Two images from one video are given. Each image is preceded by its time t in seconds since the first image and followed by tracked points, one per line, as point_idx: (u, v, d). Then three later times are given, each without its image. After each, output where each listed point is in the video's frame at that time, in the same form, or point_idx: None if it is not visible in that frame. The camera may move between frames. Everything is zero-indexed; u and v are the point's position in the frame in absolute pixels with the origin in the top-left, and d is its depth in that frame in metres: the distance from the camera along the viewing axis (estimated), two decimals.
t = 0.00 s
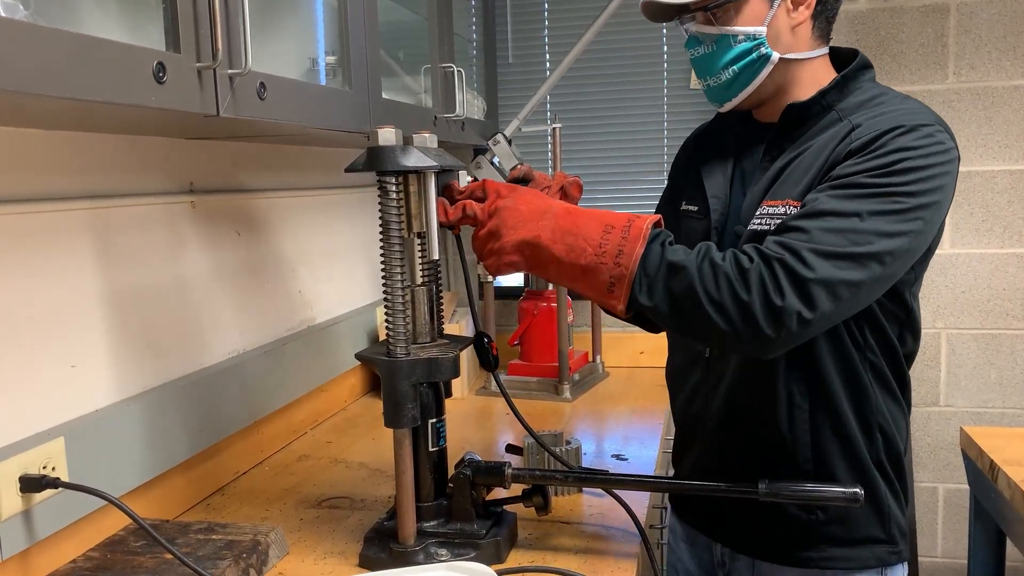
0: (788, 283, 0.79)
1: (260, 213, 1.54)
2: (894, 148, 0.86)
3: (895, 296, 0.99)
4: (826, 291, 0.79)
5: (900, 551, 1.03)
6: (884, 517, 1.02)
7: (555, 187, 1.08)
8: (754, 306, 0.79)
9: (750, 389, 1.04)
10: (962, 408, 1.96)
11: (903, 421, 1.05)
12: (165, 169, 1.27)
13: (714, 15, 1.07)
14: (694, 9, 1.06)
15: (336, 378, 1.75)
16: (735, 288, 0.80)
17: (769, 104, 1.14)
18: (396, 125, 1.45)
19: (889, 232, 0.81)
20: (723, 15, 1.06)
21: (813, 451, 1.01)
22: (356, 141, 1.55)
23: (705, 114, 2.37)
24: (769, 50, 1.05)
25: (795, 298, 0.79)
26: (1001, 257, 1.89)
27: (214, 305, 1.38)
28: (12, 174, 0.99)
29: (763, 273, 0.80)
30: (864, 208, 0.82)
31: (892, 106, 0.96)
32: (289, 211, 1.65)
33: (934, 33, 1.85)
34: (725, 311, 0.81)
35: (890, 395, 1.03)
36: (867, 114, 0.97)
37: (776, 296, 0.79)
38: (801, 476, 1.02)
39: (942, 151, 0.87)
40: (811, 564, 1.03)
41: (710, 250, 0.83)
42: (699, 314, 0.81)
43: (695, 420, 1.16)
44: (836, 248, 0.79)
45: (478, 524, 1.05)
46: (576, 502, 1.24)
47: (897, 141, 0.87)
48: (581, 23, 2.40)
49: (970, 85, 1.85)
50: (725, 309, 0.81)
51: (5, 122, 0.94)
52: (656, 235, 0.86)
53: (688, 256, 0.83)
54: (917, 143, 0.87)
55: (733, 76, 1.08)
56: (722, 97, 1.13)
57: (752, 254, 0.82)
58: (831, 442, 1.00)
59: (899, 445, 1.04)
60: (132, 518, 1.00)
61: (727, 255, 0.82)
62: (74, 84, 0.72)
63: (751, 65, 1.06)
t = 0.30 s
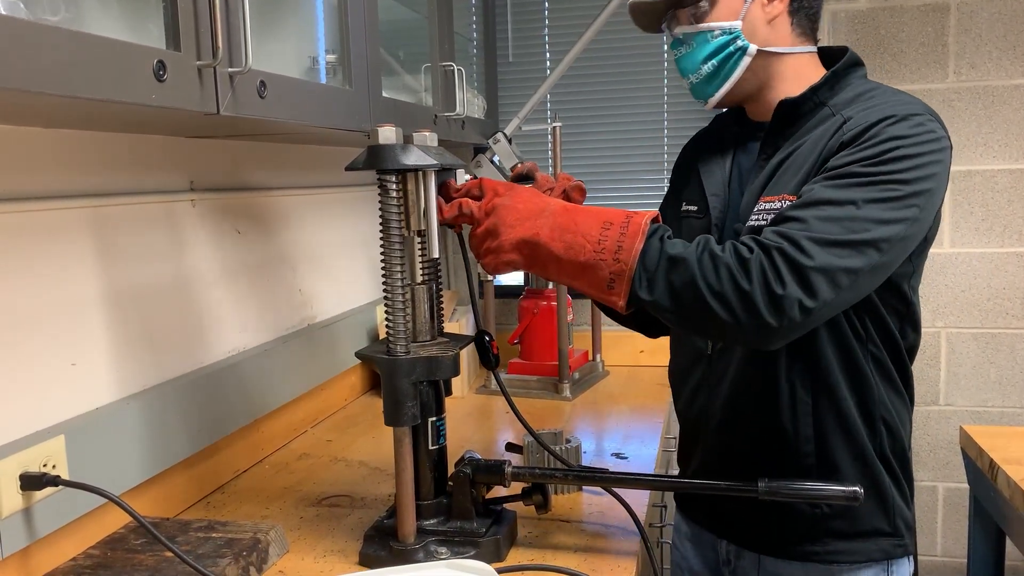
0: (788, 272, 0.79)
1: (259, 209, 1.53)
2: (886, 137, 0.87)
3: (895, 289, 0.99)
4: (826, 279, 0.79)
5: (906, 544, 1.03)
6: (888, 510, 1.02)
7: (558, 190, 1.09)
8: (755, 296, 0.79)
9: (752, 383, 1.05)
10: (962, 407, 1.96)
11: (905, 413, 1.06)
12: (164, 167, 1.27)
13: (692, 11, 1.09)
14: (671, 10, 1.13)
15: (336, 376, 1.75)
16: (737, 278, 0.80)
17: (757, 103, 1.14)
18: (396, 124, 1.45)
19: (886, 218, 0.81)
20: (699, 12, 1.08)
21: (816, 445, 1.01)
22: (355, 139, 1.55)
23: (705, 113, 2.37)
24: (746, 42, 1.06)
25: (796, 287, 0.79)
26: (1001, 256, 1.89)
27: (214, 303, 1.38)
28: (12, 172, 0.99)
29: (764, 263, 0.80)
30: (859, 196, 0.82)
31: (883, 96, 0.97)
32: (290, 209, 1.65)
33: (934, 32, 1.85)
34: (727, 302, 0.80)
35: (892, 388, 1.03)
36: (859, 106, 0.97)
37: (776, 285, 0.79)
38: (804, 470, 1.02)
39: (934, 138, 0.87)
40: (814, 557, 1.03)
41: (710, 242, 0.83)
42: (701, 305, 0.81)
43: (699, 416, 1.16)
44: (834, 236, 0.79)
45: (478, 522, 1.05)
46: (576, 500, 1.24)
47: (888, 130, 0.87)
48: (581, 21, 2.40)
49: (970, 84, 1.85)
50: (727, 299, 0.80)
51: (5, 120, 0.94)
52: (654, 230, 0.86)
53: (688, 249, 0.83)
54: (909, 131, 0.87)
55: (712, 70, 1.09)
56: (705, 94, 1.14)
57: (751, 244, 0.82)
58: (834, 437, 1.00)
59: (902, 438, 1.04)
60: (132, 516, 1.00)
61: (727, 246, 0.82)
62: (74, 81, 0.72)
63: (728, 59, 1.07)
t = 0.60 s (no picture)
0: (787, 263, 0.79)
1: (259, 208, 1.53)
2: (853, 125, 0.88)
3: (881, 275, 1.00)
4: (822, 265, 0.79)
5: (904, 532, 1.05)
6: (886, 499, 1.03)
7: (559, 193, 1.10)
8: (758, 288, 0.79)
9: (743, 379, 1.05)
10: (961, 407, 1.96)
11: (897, 400, 1.07)
12: (164, 166, 1.27)
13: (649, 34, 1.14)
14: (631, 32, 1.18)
15: (336, 375, 1.75)
16: (738, 271, 0.80)
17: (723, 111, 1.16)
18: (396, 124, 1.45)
19: (870, 200, 0.83)
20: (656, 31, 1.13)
21: (810, 437, 1.01)
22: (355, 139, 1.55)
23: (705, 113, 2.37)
24: (703, 52, 1.11)
25: (794, 276, 0.79)
26: (1000, 257, 1.90)
27: (214, 303, 1.38)
28: (13, 172, 0.99)
29: (763, 254, 0.80)
30: (839, 182, 0.83)
31: (844, 87, 0.99)
32: (289, 209, 1.65)
33: (934, 33, 1.85)
34: (731, 295, 0.80)
35: (883, 375, 1.04)
36: (822, 99, 0.98)
37: (777, 277, 0.79)
38: (801, 463, 1.02)
39: (897, 121, 0.89)
40: (813, 550, 1.03)
41: (710, 238, 0.83)
42: (705, 300, 0.81)
43: (695, 417, 1.15)
44: (825, 222, 0.80)
45: (478, 522, 1.05)
46: (575, 500, 1.24)
47: (855, 119, 0.89)
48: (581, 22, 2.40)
49: (969, 85, 1.86)
50: (730, 293, 0.80)
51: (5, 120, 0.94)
52: (656, 229, 0.86)
53: (687, 245, 0.83)
54: (872, 117, 0.89)
55: (676, 83, 1.13)
56: (672, 107, 1.18)
57: (749, 237, 0.82)
58: (828, 429, 1.01)
59: (896, 425, 1.05)
60: (132, 516, 1.00)
61: (726, 240, 0.82)
62: (75, 81, 0.72)
63: (690, 70, 1.12)
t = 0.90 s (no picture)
0: (784, 273, 0.79)
1: (258, 209, 1.54)
2: (838, 130, 0.89)
3: (869, 274, 1.01)
4: (817, 274, 0.80)
5: (892, 529, 1.05)
6: (874, 496, 1.04)
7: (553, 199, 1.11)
8: (756, 298, 0.79)
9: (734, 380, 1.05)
10: (959, 408, 1.96)
11: (886, 398, 1.07)
12: (163, 166, 1.27)
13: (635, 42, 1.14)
14: (617, 40, 1.19)
15: (335, 375, 1.75)
16: (737, 282, 0.80)
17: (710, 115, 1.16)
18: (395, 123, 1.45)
19: (859, 205, 0.83)
20: (642, 38, 1.14)
21: (799, 436, 1.02)
22: (353, 139, 1.55)
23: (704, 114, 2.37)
24: (689, 56, 1.11)
25: (790, 285, 0.80)
26: (998, 258, 1.90)
27: (213, 303, 1.38)
28: (12, 171, 0.99)
29: (761, 265, 0.80)
30: (828, 188, 0.83)
31: (827, 90, 0.99)
32: (288, 209, 1.65)
33: (934, 34, 1.85)
34: (729, 304, 0.80)
35: (871, 373, 1.04)
36: (805, 103, 0.99)
37: (775, 287, 0.79)
38: (791, 463, 1.02)
39: (879, 123, 0.90)
40: (804, 548, 1.04)
41: (707, 248, 0.83)
42: (704, 310, 0.81)
43: (687, 417, 1.13)
44: (817, 230, 0.81)
45: (477, 521, 1.05)
46: (573, 499, 1.25)
47: (839, 124, 0.90)
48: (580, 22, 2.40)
49: (969, 86, 1.86)
50: (729, 303, 0.80)
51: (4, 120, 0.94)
52: (657, 237, 0.86)
53: (684, 253, 0.83)
54: (855, 121, 0.89)
55: (663, 88, 1.13)
56: (661, 112, 1.18)
57: (745, 247, 0.82)
58: (817, 429, 1.01)
59: (884, 423, 1.06)
60: (130, 515, 1.00)
61: (724, 251, 0.82)
62: (75, 80, 0.72)
63: (676, 74, 1.12)
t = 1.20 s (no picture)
0: (786, 280, 0.80)
1: (260, 208, 1.54)
2: (836, 133, 0.89)
3: (865, 273, 1.01)
4: (818, 280, 0.80)
5: (888, 527, 1.05)
6: (871, 495, 1.04)
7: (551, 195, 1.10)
8: (759, 305, 0.79)
9: (732, 379, 1.05)
10: (960, 408, 1.96)
11: (882, 398, 1.07)
12: (164, 165, 1.27)
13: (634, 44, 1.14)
14: (615, 41, 1.18)
15: (336, 374, 1.74)
16: (740, 289, 0.80)
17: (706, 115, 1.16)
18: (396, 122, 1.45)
19: (858, 209, 0.83)
20: (640, 40, 1.13)
21: (796, 435, 1.02)
22: (353, 138, 1.55)
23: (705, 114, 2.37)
24: (688, 58, 1.11)
25: (792, 292, 0.80)
26: (999, 258, 1.90)
27: (214, 301, 1.38)
28: (13, 169, 0.99)
29: (764, 272, 0.80)
30: (827, 193, 0.83)
31: (822, 92, 0.99)
32: (290, 209, 1.65)
33: (935, 34, 1.85)
34: (732, 310, 0.80)
35: (867, 372, 1.04)
36: (802, 104, 0.99)
37: (777, 294, 0.79)
38: (788, 462, 1.02)
39: (875, 126, 0.90)
40: (801, 546, 1.04)
41: (710, 253, 0.83)
42: (707, 316, 0.81)
43: (686, 414, 1.13)
44: (818, 236, 0.81)
45: (478, 521, 1.05)
46: (575, 499, 1.24)
47: (836, 126, 0.90)
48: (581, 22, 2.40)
49: (970, 86, 1.86)
50: (732, 309, 0.80)
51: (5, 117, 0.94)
52: (662, 241, 0.86)
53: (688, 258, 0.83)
54: (852, 123, 0.90)
55: (662, 90, 1.13)
56: (659, 114, 1.18)
57: (748, 253, 0.82)
58: (814, 426, 1.01)
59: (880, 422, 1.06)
60: (131, 514, 1.00)
61: (727, 257, 0.82)
62: (78, 77, 0.72)
63: (676, 76, 1.12)
